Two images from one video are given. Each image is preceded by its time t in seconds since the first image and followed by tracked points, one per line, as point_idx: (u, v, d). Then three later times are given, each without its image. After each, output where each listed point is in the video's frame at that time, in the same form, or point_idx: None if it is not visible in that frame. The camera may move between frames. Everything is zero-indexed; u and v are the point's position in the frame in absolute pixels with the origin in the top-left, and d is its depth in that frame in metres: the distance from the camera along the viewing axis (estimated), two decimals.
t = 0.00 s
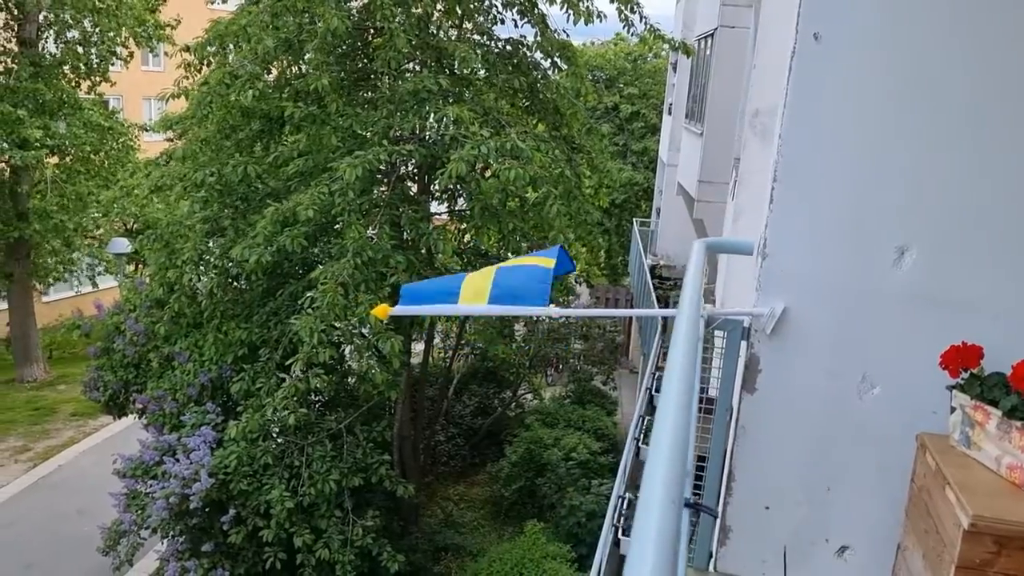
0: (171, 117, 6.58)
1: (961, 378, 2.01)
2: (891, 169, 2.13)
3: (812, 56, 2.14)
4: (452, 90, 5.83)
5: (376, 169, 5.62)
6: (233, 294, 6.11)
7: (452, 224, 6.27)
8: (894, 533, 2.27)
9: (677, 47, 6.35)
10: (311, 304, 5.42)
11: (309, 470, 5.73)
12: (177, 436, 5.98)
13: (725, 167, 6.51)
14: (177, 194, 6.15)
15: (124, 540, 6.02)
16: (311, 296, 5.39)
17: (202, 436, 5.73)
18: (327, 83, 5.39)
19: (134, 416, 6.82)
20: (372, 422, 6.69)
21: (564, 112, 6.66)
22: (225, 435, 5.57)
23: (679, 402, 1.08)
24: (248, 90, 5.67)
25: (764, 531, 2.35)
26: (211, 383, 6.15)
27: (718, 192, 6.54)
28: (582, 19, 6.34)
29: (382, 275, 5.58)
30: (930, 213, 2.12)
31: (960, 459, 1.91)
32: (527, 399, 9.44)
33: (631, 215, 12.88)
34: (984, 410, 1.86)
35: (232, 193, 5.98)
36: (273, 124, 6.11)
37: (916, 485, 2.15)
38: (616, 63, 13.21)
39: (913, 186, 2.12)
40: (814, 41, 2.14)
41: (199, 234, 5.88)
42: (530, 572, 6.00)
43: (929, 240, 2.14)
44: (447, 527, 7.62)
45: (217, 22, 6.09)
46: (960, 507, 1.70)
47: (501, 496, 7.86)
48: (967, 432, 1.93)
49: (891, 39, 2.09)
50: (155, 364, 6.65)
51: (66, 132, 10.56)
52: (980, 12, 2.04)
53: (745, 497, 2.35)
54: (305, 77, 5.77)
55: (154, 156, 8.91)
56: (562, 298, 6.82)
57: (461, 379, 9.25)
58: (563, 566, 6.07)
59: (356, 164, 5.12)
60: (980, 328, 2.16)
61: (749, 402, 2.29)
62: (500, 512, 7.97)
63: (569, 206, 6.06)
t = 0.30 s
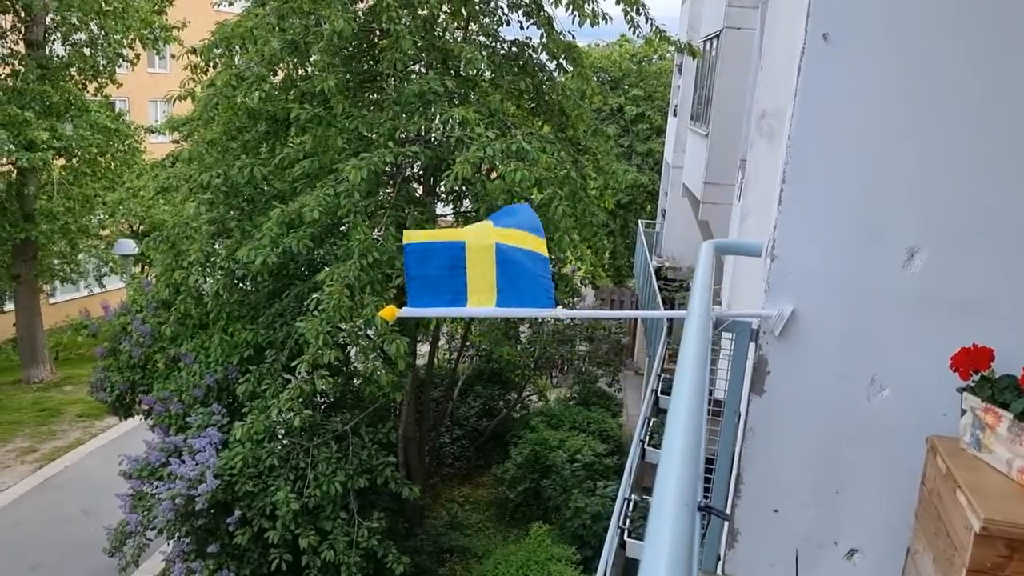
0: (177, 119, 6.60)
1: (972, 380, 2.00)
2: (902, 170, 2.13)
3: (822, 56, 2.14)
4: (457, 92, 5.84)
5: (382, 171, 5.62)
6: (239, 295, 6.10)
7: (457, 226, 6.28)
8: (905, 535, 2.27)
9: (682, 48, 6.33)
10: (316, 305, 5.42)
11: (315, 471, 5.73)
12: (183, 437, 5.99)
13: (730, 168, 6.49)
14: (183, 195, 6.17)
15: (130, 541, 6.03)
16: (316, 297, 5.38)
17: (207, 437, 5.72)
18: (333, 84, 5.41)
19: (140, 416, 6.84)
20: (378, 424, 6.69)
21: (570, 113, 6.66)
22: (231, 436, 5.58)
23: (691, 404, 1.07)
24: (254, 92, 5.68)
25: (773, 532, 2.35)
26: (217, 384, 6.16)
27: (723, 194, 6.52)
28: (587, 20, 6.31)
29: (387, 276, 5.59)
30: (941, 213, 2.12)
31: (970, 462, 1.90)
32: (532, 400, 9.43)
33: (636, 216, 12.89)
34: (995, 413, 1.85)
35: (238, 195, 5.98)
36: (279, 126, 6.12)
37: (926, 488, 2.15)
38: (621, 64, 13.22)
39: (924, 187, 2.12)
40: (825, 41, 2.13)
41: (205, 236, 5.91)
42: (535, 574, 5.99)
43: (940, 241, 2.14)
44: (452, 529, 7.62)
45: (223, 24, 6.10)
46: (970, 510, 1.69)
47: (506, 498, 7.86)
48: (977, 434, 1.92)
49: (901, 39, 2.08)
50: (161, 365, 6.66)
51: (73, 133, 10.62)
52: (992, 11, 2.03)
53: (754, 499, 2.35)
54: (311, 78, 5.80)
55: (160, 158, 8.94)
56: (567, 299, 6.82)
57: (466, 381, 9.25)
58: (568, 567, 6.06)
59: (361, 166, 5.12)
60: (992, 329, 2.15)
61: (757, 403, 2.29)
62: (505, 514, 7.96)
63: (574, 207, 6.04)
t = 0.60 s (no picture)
0: (185, 118, 6.62)
1: (982, 382, 1.99)
2: (910, 170, 2.12)
3: (830, 55, 2.13)
4: (464, 92, 5.84)
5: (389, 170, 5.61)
6: (246, 295, 6.10)
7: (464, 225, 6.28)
8: (913, 536, 2.27)
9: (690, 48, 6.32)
10: (324, 305, 5.42)
11: (322, 471, 5.74)
12: (190, 436, 6.01)
13: (738, 169, 6.46)
14: (191, 195, 6.18)
15: (138, 540, 6.06)
16: (324, 297, 5.38)
17: (215, 436, 5.76)
18: (340, 84, 5.42)
19: (148, 415, 6.87)
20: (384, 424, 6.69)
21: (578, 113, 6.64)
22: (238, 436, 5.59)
23: (700, 403, 1.06)
24: (262, 92, 5.69)
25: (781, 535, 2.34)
26: (225, 384, 6.18)
27: (732, 194, 6.47)
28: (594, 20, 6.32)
29: (395, 277, 5.59)
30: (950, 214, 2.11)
31: (981, 464, 1.88)
32: (539, 400, 9.42)
33: (642, 216, 12.89)
34: (1006, 414, 1.83)
35: (246, 195, 6.01)
36: (287, 126, 6.14)
37: (936, 490, 2.14)
38: (628, 65, 13.20)
39: (932, 187, 2.11)
40: (833, 40, 2.12)
41: (213, 235, 5.93)
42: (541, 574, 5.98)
43: (949, 241, 2.13)
44: (459, 529, 7.62)
45: (230, 24, 6.11)
46: (981, 512, 1.67)
47: (513, 498, 7.86)
48: (988, 436, 1.90)
49: (908, 39, 2.07)
50: (169, 365, 6.69)
51: (81, 133, 10.69)
52: (1003, 9, 2.01)
53: (762, 500, 2.33)
54: (319, 78, 5.81)
55: (168, 158, 8.98)
56: (574, 299, 6.82)
57: (472, 380, 9.26)
58: (575, 568, 6.05)
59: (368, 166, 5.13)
60: (1002, 330, 2.14)
61: (766, 405, 2.28)
62: (511, 514, 7.96)
63: (581, 208, 6.03)
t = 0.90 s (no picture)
0: (198, 118, 6.65)
1: (996, 386, 1.97)
2: (923, 171, 2.10)
3: (842, 56, 2.11)
4: (476, 92, 5.84)
5: (401, 171, 5.63)
6: (258, 295, 6.11)
7: (475, 225, 6.28)
8: (924, 539, 2.25)
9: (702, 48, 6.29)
10: (336, 305, 5.43)
11: (332, 470, 5.76)
12: (203, 435, 6.06)
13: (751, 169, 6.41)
14: (203, 194, 6.22)
15: (150, 537, 6.10)
16: (336, 297, 5.40)
17: (227, 435, 5.80)
18: (353, 85, 5.44)
19: (161, 414, 6.92)
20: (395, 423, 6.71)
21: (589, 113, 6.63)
22: (250, 434, 5.65)
23: (709, 404, 1.06)
24: (275, 92, 5.71)
25: (791, 538, 2.33)
26: (237, 383, 6.22)
27: (744, 194, 6.44)
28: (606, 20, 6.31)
29: (406, 277, 5.60)
30: (962, 216, 2.10)
31: (994, 469, 1.86)
32: (550, 400, 9.41)
33: (654, 217, 12.85)
34: (1019, 419, 1.81)
35: (258, 195, 6.03)
36: (299, 126, 6.17)
37: (948, 494, 2.13)
38: (641, 64, 13.15)
39: (945, 189, 2.10)
40: (845, 41, 2.10)
41: (225, 236, 5.97)
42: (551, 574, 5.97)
43: (961, 243, 2.12)
44: (469, 529, 7.63)
45: (243, 24, 6.14)
46: (993, 517, 1.65)
47: (524, 498, 7.86)
48: (1001, 440, 1.88)
49: (920, 39, 2.06)
50: (182, 364, 6.76)
51: (96, 134, 10.79)
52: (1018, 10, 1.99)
53: (773, 503, 2.32)
54: (331, 79, 5.83)
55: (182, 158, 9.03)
56: (585, 300, 6.81)
57: (483, 380, 9.26)
58: (585, 568, 6.04)
59: (380, 166, 5.14)
60: (1015, 332, 2.12)
61: (776, 407, 2.26)
62: (522, 514, 7.95)
63: (592, 208, 6.02)
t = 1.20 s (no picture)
0: (235, 121, 6.75)
1: None
2: (959, 175, 2.05)
3: (876, 58, 2.06)
4: (509, 94, 5.84)
5: (434, 173, 5.66)
6: (294, 295, 6.18)
7: (507, 227, 6.28)
8: (959, 548, 2.22)
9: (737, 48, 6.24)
10: (369, 306, 5.48)
11: (366, 470, 5.81)
12: (238, 433, 6.15)
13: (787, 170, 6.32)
14: (241, 197, 6.31)
15: (187, 534, 6.21)
16: (370, 298, 5.44)
17: (262, 434, 5.88)
18: (387, 87, 5.49)
19: (198, 412, 7.04)
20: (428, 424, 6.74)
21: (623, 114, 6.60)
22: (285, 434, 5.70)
23: (732, 409, 1.06)
24: (310, 95, 5.78)
25: (823, 546, 2.29)
26: (272, 382, 6.31)
27: (780, 196, 6.35)
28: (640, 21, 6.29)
29: (439, 278, 5.64)
30: (1000, 220, 2.05)
31: None
32: (582, 402, 9.38)
33: (689, 218, 12.74)
34: None
35: (294, 197, 6.10)
36: (334, 128, 6.23)
37: (983, 505, 2.09)
38: (676, 65, 13.03)
39: (984, 193, 2.05)
40: (879, 43, 2.05)
41: (262, 237, 6.06)
42: None
43: (998, 248, 2.07)
44: (501, 530, 7.64)
45: (280, 27, 6.22)
46: None
47: (556, 500, 7.85)
48: None
49: (957, 40, 2.00)
50: (219, 363, 6.87)
51: (138, 136, 11.03)
52: None
53: (803, 512, 2.28)
54: (366, 82, 5.88)
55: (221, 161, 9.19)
56: (618, 302, 6.78)
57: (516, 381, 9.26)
58: (616, 571, 6.02)
59: (413, 168, 5.17)
60: None
61: (807, 415, 2.22)
62: (553, 516, 7.93)
63: (625, 210, 5.99)
